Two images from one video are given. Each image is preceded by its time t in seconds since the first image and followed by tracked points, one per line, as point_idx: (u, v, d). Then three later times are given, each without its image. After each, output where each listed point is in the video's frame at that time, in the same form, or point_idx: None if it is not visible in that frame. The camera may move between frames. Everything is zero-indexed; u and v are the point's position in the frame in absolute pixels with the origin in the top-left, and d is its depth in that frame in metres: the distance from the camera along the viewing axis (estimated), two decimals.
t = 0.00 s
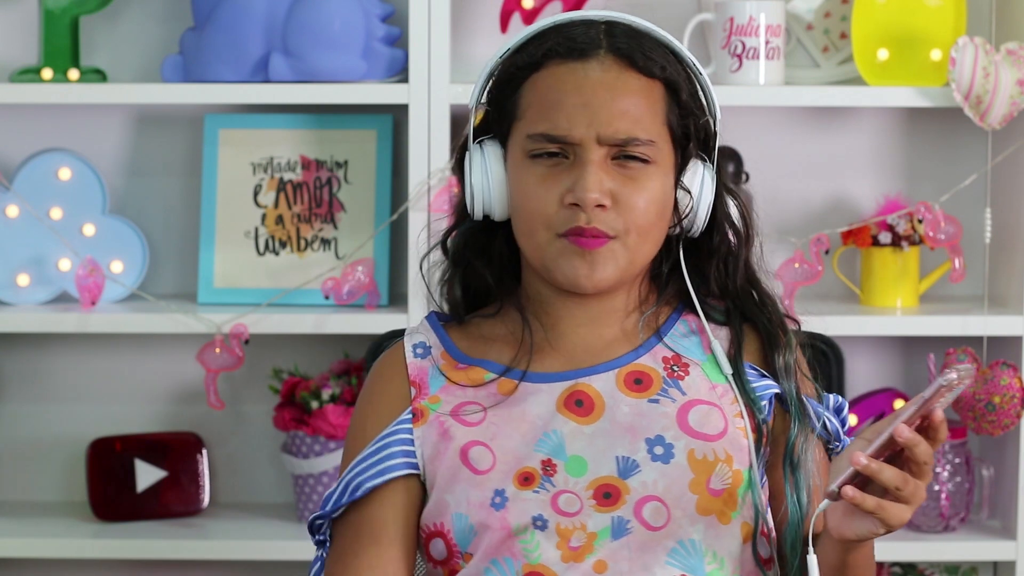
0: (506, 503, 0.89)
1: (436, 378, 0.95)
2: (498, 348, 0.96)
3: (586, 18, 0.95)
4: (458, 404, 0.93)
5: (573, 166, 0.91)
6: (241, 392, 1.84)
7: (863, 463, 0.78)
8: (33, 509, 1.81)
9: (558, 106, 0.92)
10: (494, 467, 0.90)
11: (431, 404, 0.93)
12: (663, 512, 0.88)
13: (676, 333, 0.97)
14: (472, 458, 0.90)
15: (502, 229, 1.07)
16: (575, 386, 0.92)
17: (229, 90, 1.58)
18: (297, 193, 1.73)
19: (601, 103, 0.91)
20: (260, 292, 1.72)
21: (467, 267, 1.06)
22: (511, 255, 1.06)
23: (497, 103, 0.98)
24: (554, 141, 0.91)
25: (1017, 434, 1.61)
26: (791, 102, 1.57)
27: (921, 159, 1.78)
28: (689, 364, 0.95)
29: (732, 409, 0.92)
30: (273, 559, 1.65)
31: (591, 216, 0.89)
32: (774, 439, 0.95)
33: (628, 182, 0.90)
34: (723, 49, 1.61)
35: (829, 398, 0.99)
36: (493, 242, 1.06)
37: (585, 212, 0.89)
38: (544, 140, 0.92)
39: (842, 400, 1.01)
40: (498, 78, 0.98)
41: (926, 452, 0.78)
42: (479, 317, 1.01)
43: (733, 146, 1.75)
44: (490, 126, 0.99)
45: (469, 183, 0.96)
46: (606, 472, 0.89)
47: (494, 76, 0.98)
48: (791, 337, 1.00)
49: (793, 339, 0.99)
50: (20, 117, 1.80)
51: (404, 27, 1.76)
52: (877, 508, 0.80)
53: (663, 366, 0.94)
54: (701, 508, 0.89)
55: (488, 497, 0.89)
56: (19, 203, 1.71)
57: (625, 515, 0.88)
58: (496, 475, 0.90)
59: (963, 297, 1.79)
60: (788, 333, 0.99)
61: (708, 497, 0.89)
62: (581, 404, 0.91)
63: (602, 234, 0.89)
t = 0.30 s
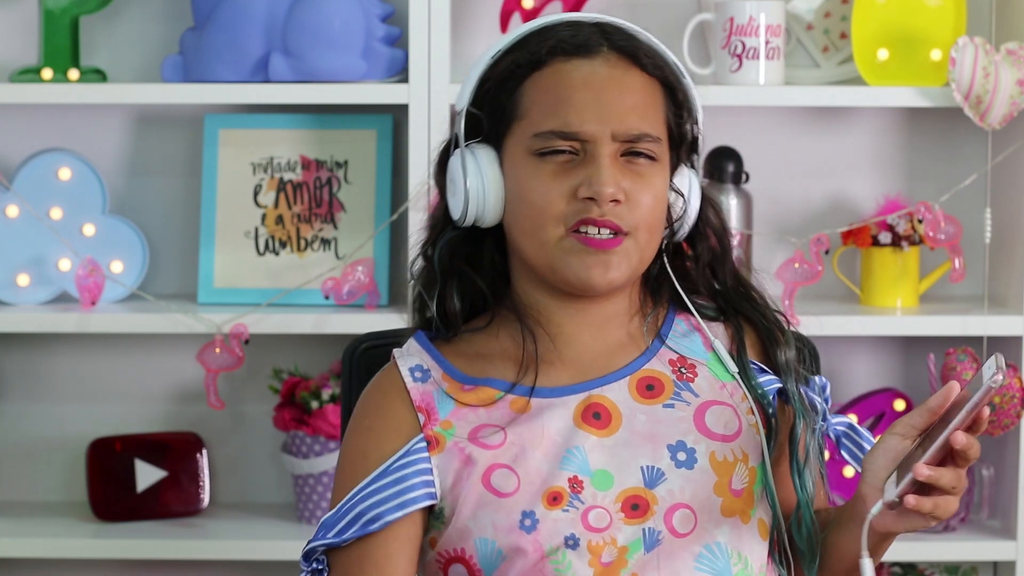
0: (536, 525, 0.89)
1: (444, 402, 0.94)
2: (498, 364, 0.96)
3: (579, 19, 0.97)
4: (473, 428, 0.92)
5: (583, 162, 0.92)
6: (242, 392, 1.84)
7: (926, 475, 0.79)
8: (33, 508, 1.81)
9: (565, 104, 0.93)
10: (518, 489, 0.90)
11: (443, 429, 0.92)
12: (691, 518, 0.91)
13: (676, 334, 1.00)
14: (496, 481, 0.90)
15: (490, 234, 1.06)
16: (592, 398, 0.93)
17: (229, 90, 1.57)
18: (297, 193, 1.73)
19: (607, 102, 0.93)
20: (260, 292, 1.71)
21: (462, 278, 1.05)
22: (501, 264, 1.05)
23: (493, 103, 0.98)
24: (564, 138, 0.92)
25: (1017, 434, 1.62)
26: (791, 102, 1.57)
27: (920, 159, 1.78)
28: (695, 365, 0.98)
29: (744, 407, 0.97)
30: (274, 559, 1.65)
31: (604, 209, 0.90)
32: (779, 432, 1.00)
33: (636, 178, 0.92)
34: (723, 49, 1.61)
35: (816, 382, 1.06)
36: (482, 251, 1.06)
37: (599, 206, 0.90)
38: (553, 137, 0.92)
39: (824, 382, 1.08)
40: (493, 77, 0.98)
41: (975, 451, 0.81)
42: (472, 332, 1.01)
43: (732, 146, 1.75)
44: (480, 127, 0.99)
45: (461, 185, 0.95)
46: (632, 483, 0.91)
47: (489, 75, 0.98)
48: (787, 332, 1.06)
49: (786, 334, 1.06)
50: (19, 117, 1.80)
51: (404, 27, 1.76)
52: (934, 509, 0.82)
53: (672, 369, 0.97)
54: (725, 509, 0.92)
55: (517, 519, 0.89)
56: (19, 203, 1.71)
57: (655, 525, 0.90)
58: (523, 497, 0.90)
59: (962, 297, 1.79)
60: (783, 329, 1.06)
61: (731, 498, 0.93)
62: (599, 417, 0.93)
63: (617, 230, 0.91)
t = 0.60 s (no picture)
0: (518, 527, 0.88)
1: (423, 408, 0.93)
2: (480, 365, 0.95)
3: (546, 16, 0.96)
4: (454, 432, 0.92)
5: (571, 163, 0.91)
6: (242, 392, 1.84)
7: (890, 455, 0.79)
8: (34, 508, 1.81)
9: (547, 105, 0.92)
10: (500, 491, 0.89)
11: (424, 434, 0.91)
12: (672, 513, 0.90)
13: (653, 328, 0.99)
14: (477, 484, 0.89)
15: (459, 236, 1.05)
16: (570, 397, 0.92)
17: (229, 90, 1.57)
18: (297, 193, 1.73)
19: (591, 100, 0.92)
20: (260, 292, 1.71)
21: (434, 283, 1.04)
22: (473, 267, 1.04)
23: (471, 104, 0.97)
24: (549, 138, 0.91)
25: (1017, 434, 1.62)
26: (791, 102, 1.57)
27: (920, 159, 1.78)
28: (674, 358, 0.97)
29: (724, 399, 0.96)
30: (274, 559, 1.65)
31: (594, 212, 0.89)
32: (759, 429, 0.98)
33: (623, 178, 0.92)
34: (723, 49, 1.61)
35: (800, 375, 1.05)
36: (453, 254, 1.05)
37: (589, 209, 0.89)
38: (537, 138, 0.92)
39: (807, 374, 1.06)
40: (468, 80, 0.97)
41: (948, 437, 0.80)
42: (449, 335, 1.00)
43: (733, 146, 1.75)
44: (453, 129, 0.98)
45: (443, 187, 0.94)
46: (613, 481, 0.90)
47: (463, 78, 0.97)
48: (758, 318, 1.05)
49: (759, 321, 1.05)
50: (19, 117, 1.80)
51: (404, 27, 1.76)
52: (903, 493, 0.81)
53: (650, 364, 0.96)
54: (708, 503, 0.92)
55: (499, 522, 0.88)
56: (19, 203, 1.71)
57: (638, 522, 0.89)
58: (504, 499, 0.89)
59: (962, 297, 1.79)
60: (755, 315, 1.05)
61: (713, 492, 0.92)
62: (579, 415, 0.92)
63: (605, 231, 0.90)
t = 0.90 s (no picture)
0: (502, 512, 0.90)
1: (414, 391, 0.94)
2: (472, 354, 0.97)
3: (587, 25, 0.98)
4: (443, 415, 0.93)
5: (626, 161, 0.91)
6: (242, 392, 1.84)
7: (789, 422, 0.81)
8: (34, 508, 1.81)
9: (602, 100, 0.92)
10: (486, 476, 0.91)
11: (414, 418, 0.93)
12: (654, 502, 0.91)
13: (647, 322, 1.00)
14: (463, 469, 0.91)
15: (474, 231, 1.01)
16: (561, 385, 0.94)
17: (229, 90, 1.57)
18: (297, 193, 1.73)
19: (643, 100, 0.93)
20: (260, 292, 1.71)
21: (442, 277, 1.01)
22: (490, 258, 1.01)
23: (519, 97, 0.95)
24: (607, 132, 0.91)
25: (1017, 434, 1.62)
26: (791, 102, 1.57)
27: (920, 159, 1.78)
28: (665, 352, 0.97)
29: (711, 391, 0.96)
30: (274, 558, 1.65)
31: (650, 210, 0.90)
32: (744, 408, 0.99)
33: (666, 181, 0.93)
34: (723, 49, 1.61)
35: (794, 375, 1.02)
36: (473, 251, 1.01)
37: (645, 207, 0.90)
38: (597, 130, 0.91)
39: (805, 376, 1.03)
40: (522, 73, 0.96)
41: (858, 410, 0.81)
42: (467, 324, 1.00)
43: (733, 146, 1.75)
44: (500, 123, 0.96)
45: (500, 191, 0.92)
46: (597, 469, 0.91)
47: (516, 71, 0.96)
48: (735, 302, 1.03)
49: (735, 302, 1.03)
50: (19, 117, 1.80)
51: (404, 27, 1.76)
52: (821, 466, 0.83)
53: (641, 357, 0.97)
54: (690, 494, 0.92)
55: (483, 506, 0.90)
56: (19, 203, 1.71)
57: (620, 510, 0.90)
58: (490, 485, 0.90)
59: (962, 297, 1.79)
60: (731, 298, 1.03)
61: (696, 482, 0.92)
62: (566, 402, 0.93)
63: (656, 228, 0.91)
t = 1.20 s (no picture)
0: (486, 507, 0.90)
1: (410, 387, 0.95)
2: (471, 352, 0.97)
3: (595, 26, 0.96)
4: (437, 411, 0.94)
5: (602, 168, 0.90)
6: (242, 392, 1.84)
7: (755, 440, 0.80)
8: (34, 508, 1.81)
9: (586, 106, 0.91)
10: (473, 471, 0.91)
11: (408, 413, 0.94)
12: (641, 504, 0.90)
13: (649, 323, 0.99)
14: (452, 464, 0.91)
15: (473, 221, 1.05)
16: (554, 383, 0.93)
17: (229, 90, 1.57)
18: (297, 193, 1.73)
19: (630, 108, 0.91)
20: (261, 292, 1.71)
21: (441, 265, 1.05)
22: (483, 255, 1.05)
23: (507, 96, 0.96)
24: (585, 139, 0.91)
25: (1017, 434, 1.62)
26: (791, 102, 1.57)
27: (921, 159, 1.78)
28: (664, 354, 0.96)
29: (709, 395, 0.94)
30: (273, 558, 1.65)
31: (620, 219, 0.89)
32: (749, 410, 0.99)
33: (650, 189, 0.92)
34: (723, 49, 1.61)
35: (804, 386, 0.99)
36: (464, 237, 1.05)
37: (614, 216, 0.89)
38: (576, 136, 0.91)
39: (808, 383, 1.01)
40: (511, 71, 0.96)
41: (821, 421, 0.82)
42: (450, 318, 1.02)
43: (733, 146, 1.75)
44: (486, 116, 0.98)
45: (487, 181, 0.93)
46: (585, 468, 0.91)
47: (509, 68, 0.97)
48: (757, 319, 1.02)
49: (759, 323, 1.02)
50: (19, 117, 1.80)
51: (404, 27, 1.76)
52: (795, 478, 0.84)
53: (639, 358, 0.96)
54: (679, 496, 0.91)
55: (468, 501, 0.90)
56: (19, 203, 1.71)
57: (604, 509, 0.90)
58: (475, 479, 0.91)
59: (962, 297, 1.79)
60: (755, 315, 1.02)
61: (686, 485, 0.91)
62: (559, 401, 0.93)
63: (625, 239, 0.90)
